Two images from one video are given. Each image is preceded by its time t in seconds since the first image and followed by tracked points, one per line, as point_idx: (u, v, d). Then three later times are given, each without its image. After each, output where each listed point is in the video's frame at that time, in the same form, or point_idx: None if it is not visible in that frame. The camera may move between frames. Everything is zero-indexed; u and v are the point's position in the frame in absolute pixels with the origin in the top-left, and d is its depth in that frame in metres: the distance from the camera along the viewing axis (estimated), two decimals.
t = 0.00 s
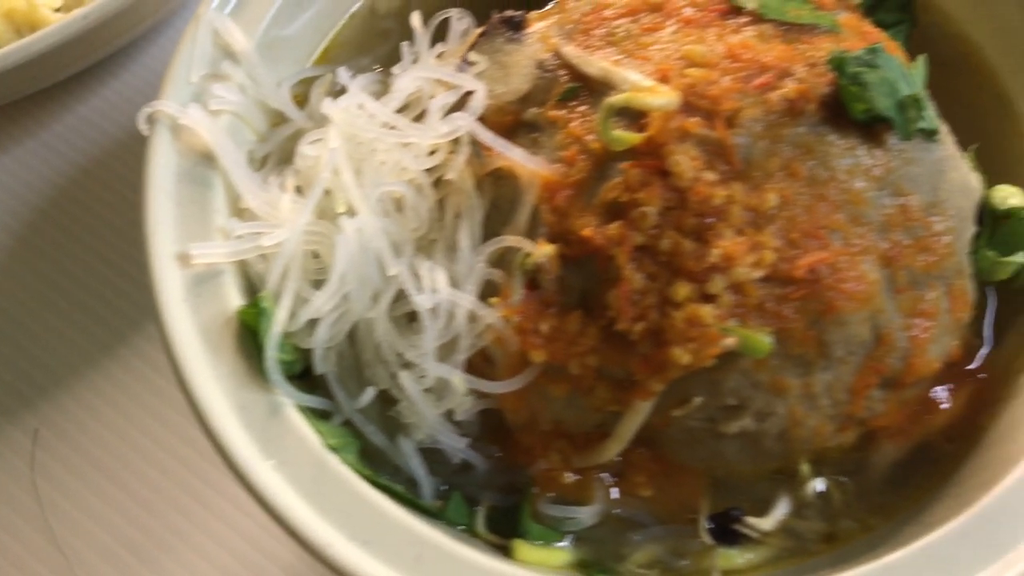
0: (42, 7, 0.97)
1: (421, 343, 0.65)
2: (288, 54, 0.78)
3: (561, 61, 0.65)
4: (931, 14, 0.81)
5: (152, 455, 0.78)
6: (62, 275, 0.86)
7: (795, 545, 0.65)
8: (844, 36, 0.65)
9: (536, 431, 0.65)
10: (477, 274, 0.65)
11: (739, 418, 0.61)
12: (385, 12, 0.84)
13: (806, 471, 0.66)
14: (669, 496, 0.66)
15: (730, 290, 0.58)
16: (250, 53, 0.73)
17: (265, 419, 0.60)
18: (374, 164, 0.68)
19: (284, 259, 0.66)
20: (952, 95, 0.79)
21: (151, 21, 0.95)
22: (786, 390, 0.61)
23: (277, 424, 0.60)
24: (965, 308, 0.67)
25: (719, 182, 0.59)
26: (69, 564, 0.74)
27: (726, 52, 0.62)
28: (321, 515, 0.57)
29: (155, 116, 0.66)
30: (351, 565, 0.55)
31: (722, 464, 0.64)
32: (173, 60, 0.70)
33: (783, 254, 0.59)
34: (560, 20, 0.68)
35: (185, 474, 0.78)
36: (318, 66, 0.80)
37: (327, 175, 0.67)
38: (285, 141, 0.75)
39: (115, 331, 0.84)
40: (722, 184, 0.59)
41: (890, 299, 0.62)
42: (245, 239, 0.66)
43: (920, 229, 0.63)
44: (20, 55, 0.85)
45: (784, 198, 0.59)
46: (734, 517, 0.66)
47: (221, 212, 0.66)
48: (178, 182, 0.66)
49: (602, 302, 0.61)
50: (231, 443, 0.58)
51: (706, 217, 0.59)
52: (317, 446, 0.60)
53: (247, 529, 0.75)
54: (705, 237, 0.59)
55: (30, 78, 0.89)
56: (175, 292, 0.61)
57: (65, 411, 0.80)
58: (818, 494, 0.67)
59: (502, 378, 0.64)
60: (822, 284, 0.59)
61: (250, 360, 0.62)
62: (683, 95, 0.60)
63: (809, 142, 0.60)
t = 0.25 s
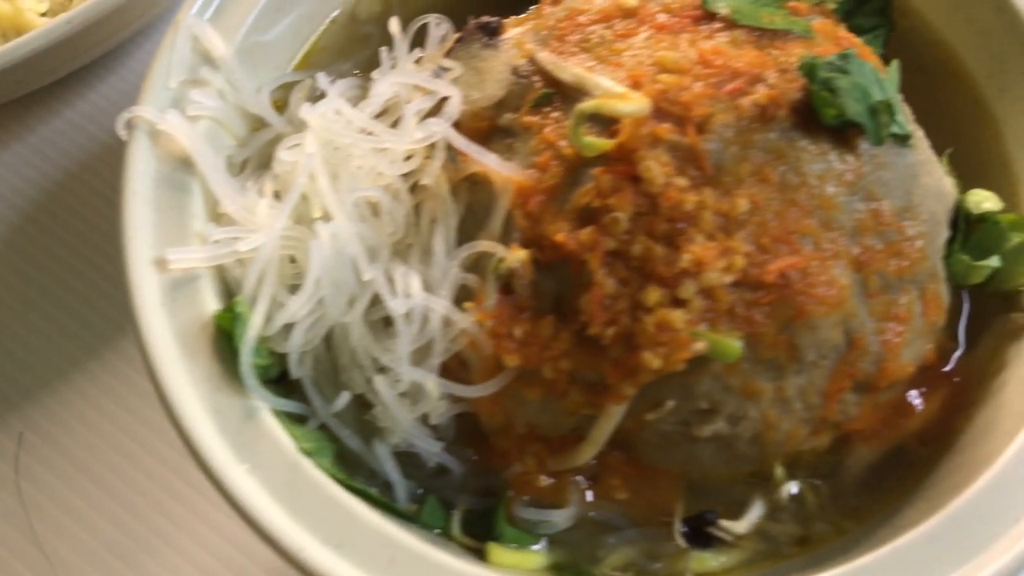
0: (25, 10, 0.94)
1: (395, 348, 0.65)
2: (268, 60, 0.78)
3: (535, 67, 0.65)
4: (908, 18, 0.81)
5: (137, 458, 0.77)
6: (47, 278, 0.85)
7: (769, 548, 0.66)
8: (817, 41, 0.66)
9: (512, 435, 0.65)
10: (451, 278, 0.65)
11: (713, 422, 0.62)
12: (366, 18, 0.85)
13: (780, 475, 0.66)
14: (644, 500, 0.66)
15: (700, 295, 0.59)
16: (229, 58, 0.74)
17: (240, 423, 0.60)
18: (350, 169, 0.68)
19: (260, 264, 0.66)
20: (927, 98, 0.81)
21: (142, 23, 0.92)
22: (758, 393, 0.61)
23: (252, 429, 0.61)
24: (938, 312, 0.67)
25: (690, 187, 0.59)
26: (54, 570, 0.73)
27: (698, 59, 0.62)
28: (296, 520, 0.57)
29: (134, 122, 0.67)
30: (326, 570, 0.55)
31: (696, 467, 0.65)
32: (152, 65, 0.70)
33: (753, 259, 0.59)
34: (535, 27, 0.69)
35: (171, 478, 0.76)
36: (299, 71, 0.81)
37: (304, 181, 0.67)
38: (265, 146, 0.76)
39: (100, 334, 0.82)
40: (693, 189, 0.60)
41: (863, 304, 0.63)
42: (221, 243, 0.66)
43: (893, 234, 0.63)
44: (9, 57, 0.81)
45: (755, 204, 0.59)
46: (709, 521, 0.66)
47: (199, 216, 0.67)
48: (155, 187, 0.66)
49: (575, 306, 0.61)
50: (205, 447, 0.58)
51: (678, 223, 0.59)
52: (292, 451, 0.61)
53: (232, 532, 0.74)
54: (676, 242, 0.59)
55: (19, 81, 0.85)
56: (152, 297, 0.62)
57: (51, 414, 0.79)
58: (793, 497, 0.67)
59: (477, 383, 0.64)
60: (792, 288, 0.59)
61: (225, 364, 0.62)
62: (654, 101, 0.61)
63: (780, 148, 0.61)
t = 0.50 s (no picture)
0: (15, 11, 0.93)
1: (380, 350, 0.65)
2: (256, 62, 0.79)
3: (520, 69, 0.65)
4: (896, 19, 0.82)
5: (128, 458, 0.77)
6: (37, 278, 0.84)
7: (754, 549, 0.66)
8: (802, 43, 0.66)
9: (498, 437, 0.65)
10: (436, 280, 0.65)
11: (698, 423, 0.62)
12: (354, 20, 0.86)
13: (766, 475, 0.66)
14: (631, 501, 0.66)
15: (684, 296, 0.59)
16: (216, 60, 0.74)
17: (225, 424, 0.60)
18: (336, 171, 0.68)
19: (246, 265, 0.66)
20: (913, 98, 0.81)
21: (135, 23, 0.91)
22: (742, 394, 0.61)
23: (237, 430, 0.61)
24: (924, 313, 0.67)
25: (674, 189, 0.60)
26: (44, 571, 0.72)
27: (682, 61, 0.63)
28: (280, 521, 0.57)
29: (121, 123, 0.67)
30: (310, 571, 0.55)
31: (682, 468, 0.65)
32: (139, 67, 0.70)
33: (737, 261, 0.59)
34: (521, 28, 0.69)
35: (162, 478, 0.76)
36: (287, 72, 0.82)
37: (290, 182, 0.67)
38: (253, 147, 0.75)
39: (90, 334, 0.81)
40: (677, 191, 0.60)
41: (847, 305, 0.63)
42: (208, 245, 0.66)
43: (878, 235, 0.63)
44: None
45: (738, 206, 0.60)
46: (694, 521, 0.66)
47: (186, 218, 0.67)
48: (142, 188, 0.66)
49: (560, 307, 0.61)
50: (190, 448, 0.58)
51: (661, 224, 0.59)
52: (277, 452, 0.61)
53: (223, 533, 0.74)
54: (660, 244, 0.59)
55: (9, 82, 0.85)
56: (138, 298, 0.62)
57: (40, 414, 0.78)
58: (779, 497, 0.67)
59: (463, 384, 0.64)
60: (775, 290, 0.59)
61: (211, 366, 0.62)
62: (638, 103, 0.61)
63: (764, 149, 0.61)
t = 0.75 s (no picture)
0: (9, 11, 0.92)
1: (369, 350, 0.65)
2: (247, 63, 0.79)
3: (510, 70, 0.65)
4: (887, 20, 0.82)
5: (121, 459, 0.76)
6: (30, 279, 0.83)
7: (744, 550, 0.66)
8: (793, 43, 0.66)
9: (488, 438, 0.65)
10: (426, 280, 0.65)
11: (688, 424, 0.62)
12: (346, 20, 0.86)
13: (757, 476, 0.66)
14: (620, 501, 0.66)
15: (673, 297, 0.59)
16: (207, 61, 0.74)
17: (214, 425, 0.60)
18: (325, 171, 0.68)
19: (236, 266, 0.66)
20: (904, 99, 0.82)
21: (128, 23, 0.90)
22: (732, 395, 0.61)
23: (226, 431, 0.60)
24: (915, 313, 0.67)
25: (663, 190, 0.59)
26: (35, 572, 0.72)
27: (672, 61, 0.62)
28: (268, 522, 0.57)
29: (111, 123, 0.67)
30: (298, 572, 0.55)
31: (673, 469, 0.64)
32: (129, 68, 0.70)
33: (726, 261, 0.59)
34: (511, 29, 0.69)
35: (155, 478, 0.76)
36: (278, 73, 0.82)
37: (279, 182, 0.67)
38: (244, 147, 0.75)
39: (83, 335, 0.81)
40: (666, 191, 0.60)
41: (837, 305, 0.62)
42: (197, 245, 0.66)
43: (868, 236, 0.63)
44: None
45: (728, 206, 0.59)
46: (684, 522, 0.66)
47: (176, 218, 0.67)
48: (132, 189, 0.66)
49: (550, 308, 0.61)
50: (178, 448, 0.58)
51: (651, 225, 0.59)
52: (266, 453, 0.61)
53: (215, 533, 0.74)
54: (649, 244, 0.59)
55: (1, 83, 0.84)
56: (127, 299, 0.61)
57: (33, 413, 0.78)
58: (769, 498, 0.67)
59: (453, 385, 0.64)
60: (764, 290, 0.59)
61: (200, 367, 0.62)
62: (628, 103, 0.61)
63: (753, 149, 0.60)
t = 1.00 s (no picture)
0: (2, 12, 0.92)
1: (358, 350, 0.64)
2: (238, 62, 0.78)
3: (499, 68, 0.65)
4: (880, 19, 0.82)
5: (112, 458, 0.75)
6: (21, 279, 0.82)
7: (735, 550, 0.65)
8: (784, 41, 0.65)
9: (477, 438, 0.65)
10: (415, 279, 0.65)
11: (678, 423, 0.61)
12: (338, 19, 0.86)
13: (747, 476, 0.66)
14: (610, 501, 0.66)
15: (662, 296, 0.58)
16: (197, 60, 0.73)
17: (202, 425, 0.60)
18: (314, 170, 0.68)
19: (225, 265, 0.66)
20: (898, 97, 0.81)
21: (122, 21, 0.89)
22: (722, 395, 0.61)
23: (214, 431, 0.60)
24: (907, 312, 0.67)
25: (653, 189, 0.59)
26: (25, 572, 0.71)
27: (662, 59, 0.62)
28: (255, 523, 0.57)
29: (100, 123, 0.66)
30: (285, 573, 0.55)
31: (663, 469, 0.64)
32: (119, 67, 0.70)
33: (716, 260, 0.59)
34: (502, 27, 0.68)
35: (146, 477, 0.75)
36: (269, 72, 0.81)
37: (268, 181, 0.67)
38: (234, 146, 0.75)
39: (75, 334, 0.80)
40: (656, 190, 0.59)
41: (828, 305, 0.62)
42: (186, 244, 0.66)
43: (859, 235, 0.63)
44: None
45: (717, 205, 0.59)
46: (675, 522, 0.65)
47: (165, 217, 0.66)
48: (120, 188, 0.65)
49: (539, 307, 0.61)
50: (165, 448, 0.57)
51: (640, 224, 0.59)
52: (254, 453, 0.60)
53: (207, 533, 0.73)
54: (638, 243, 0.59)
55: None
56: (114, 298, 0.61)
57: (23, 413, 0.77)
58: (760, 498, 0.67)
59: (442, 384, 0.64)
60: (754, 289, 0.59)
61: (188, 367, 0.62)
62: (617, 101, 0.61)
63: (743, 148, 0.60)
